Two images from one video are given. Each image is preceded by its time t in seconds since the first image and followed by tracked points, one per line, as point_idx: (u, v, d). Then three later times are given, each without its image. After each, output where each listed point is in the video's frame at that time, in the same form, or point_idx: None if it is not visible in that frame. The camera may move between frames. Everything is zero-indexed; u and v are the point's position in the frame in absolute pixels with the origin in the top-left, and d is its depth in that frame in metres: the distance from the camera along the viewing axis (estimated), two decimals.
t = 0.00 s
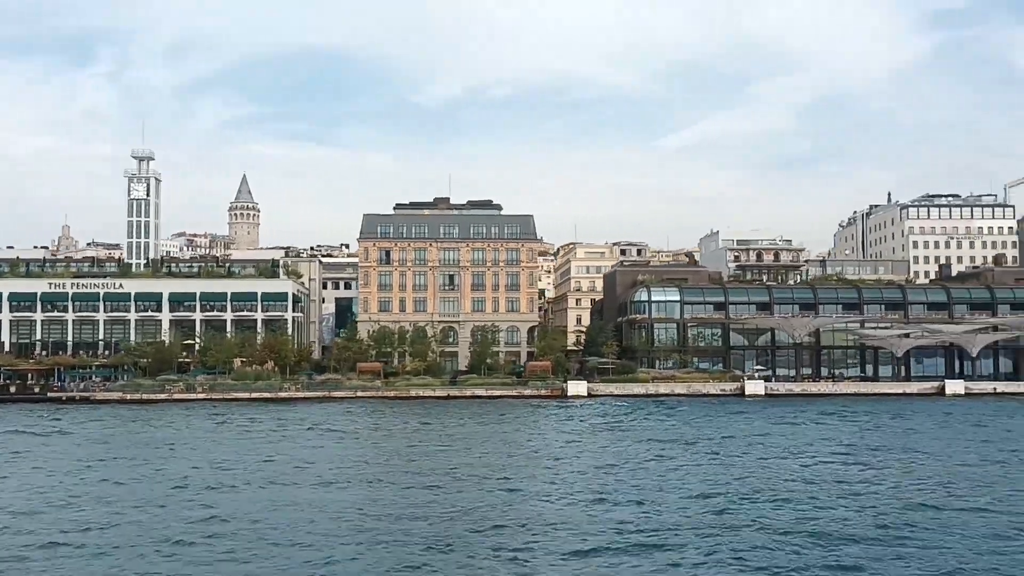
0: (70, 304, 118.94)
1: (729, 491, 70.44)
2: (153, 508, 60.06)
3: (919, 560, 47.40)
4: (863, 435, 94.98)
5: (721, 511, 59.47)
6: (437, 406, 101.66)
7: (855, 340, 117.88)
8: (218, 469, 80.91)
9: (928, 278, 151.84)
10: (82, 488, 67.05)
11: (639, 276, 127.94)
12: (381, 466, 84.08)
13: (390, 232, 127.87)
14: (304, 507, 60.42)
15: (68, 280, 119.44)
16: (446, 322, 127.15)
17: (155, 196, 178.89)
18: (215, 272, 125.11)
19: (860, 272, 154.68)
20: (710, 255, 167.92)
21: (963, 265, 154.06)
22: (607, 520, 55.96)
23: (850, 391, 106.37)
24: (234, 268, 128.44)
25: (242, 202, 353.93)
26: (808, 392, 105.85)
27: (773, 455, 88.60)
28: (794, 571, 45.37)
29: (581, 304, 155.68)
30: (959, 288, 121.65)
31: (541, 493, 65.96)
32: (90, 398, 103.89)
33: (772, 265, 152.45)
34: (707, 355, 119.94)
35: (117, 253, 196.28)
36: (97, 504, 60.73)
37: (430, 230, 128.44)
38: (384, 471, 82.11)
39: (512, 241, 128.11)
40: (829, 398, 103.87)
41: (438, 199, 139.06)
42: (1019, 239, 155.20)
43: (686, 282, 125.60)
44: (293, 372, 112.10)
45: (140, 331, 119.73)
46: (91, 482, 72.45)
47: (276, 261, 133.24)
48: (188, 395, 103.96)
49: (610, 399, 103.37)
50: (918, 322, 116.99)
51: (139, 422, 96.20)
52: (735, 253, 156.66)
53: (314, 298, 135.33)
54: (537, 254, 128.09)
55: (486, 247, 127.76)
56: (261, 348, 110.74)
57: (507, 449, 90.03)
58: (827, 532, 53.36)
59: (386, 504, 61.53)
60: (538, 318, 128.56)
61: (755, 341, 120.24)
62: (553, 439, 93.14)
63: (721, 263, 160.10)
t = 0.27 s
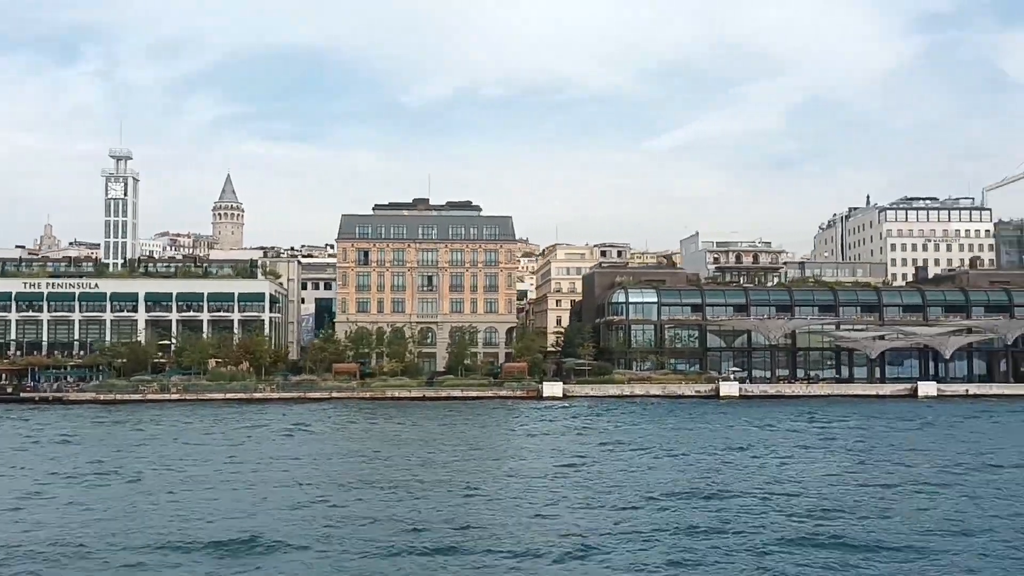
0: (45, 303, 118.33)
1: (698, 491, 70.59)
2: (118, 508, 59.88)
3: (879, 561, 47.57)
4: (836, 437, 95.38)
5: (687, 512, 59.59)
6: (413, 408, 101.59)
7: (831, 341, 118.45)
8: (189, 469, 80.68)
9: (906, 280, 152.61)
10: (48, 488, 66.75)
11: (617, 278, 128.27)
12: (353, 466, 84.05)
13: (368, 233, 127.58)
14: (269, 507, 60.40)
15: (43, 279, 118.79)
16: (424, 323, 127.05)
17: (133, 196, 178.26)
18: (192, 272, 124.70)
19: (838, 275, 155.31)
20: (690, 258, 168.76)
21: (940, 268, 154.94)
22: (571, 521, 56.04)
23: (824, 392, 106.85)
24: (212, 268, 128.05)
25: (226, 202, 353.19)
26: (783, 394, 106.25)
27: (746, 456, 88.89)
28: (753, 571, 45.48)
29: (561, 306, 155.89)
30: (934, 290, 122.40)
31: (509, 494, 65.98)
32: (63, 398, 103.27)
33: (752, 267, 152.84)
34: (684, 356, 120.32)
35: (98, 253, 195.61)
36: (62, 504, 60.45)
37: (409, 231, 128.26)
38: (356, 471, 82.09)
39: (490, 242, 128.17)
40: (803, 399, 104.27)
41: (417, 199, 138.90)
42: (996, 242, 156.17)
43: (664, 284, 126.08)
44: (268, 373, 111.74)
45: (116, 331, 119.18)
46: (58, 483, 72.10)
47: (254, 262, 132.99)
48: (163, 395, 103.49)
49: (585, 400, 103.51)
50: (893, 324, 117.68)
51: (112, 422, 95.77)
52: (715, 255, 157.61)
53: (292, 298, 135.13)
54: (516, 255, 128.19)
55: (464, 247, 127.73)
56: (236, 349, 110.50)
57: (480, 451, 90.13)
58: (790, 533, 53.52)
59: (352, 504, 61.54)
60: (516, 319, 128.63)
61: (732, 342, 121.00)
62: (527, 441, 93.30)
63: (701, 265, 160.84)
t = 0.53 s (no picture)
0: (29, 302, 118.07)
1: (676, 490, 70.54)
2: (91, 506, 59.76)
3: (848, 560, 47.50)
4: (818, 436, 95.44)
5: (662, 511, 59.50)
6: (395, 406, 101.48)
7: (815, 341, 118.62)
8: (168, 468, 80.57)
9: (892, 279, 152.83)
10: (23, 487, 66.62)
11: (603, 276, 128.31)
12: (333, 465, 83.98)
13: (354, 232, 127.18)
14: (242, 506, 60.30)
15: (27, 278, 118.53)
16: (410, 322, 126.90)
17: (120, 194, 177.93)
18: (177, 271, 124.53)
19: (825, 274, 155.43)
20: (678, 256, 168.94)
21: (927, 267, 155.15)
22: (545, 520, 55.96)
23: (807, 391, 106.98)
24: (197, 266, 127.89)
25: (218, 200, 352.82)
26: (766, 393, 106.31)
27: (728, 455, 88.88)
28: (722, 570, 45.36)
29: (549, 304, 155.91)
30: (918, 289, 122.57)
31: (486, 493, 65.87)
32: (45, 396, 103.08)
33: (739, 266, 152.81)
34: (669, 355, 120.40)
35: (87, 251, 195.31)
36: (34, 503, 60.31)
37: (395, 229, 128.02)
38: (335, 470, 82.02)
39: (476, 241, 128.11)
40: (786, 398, 104.36)
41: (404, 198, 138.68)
42: (983, 242, 156.38)
43: (649, 283, 126.15)
44: (251, 372, 111.49)
45: (100, 330, 118.95)
46: (33, 482, 71.92)
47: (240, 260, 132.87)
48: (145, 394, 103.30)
49: (568, 399, 103.50)
50: (878, 323, 117.87)
51: (93, 421, 95.59)
52: (702, 254, 157.85)
53: (278, 297, 135.04)
54: (502, 254, 128.17)
55: (450, 246, 127.64)
56: (219, 348, 110.34)
57: (461, 450, 90.11)
58: (763, 533, 53.43)
59: (326, 503, 61.46)
60: (502, 318, 128.57)
61: (717, 341, 121.20)
62: (509, 440, 93.27)
63: (689, 264, 161.00)
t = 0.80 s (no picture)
0: (6, 297, 117.51)
1: (647, 487, 70.60)
2: (55, 501, 59.48)
3: (809, 557, 47.50)
4: (793, 434, 95.67)
5: (629, 508, 59.53)
6: (372, 404, 101.29)
7: (794, 339, 118.95)
8: (139, 463, 80.28)
9: (873, 278, 153.33)
10: None
11: (583, 274, 128.42)
12: (306, 462, 83.80)
13: (334, 228, 126.90)
14: (208, 501, 60.11)
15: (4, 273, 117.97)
16: (389, 319, 126.64)
17: (99, 189, 177.26)
18: (155, 266, 124.11)
19: (806, 272, 155.83)
20: (661, 254, 169.19)
21: (907, 266, 155.73)
22: (511, 517, 55.83)
23: (784, 389, 107.24)
24: (176, 262, 127.50)
25: (204, 195, 351.89)
26: (743, 391, 106.58)
27: (702, 453, 89.03)
28: (683, 566, 45.32)
29: (531, 302, 155.95)
30: (896, 287, 122.98)
31: (456, 490, 65.79)
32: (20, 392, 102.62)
33: (721, 263, 153.11)
34: (648, 352, 120.57)
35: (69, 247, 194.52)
36: None
37: (375, 226, 127.77)
38: (308, 467, 81.82)
39: (457, 238, 128.02)
40: (762, 396, 104.56)
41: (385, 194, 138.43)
42: (963, 241, 156.94)
43: (630, 280, 126.31)
44: (228, 368, 111.16)
45: (77, 325, 118.47)
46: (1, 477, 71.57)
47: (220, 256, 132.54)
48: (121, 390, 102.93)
49: (545, 397, 103.51)
50: (856, 321, 118.21)
51: (67, 416, 95.20)
52: (684, 252, 158.21)
53: (258, 293, 134.75)
54: (482, 251, 128.12)
55: (431, 243, 127.53)
56: (196, 344, 110.01)
57: (435, 447, 90.03)
58: (728, 530, 53.42)
59: (293, 499, 61.30)
60: (482, 315, 128.47)
61: (696, 339, 121.43)
62: (484, 437, 93.24)
63: (671, 262, 161.25)
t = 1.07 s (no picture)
0: None
1: (620, 486, 70.70)
2: (24, 501, 59.22)
3: (774, 554, 47.55)
4: (771, 434, 95.90)
5: (599, 507, 59.60)
6: (351, 404, 101.10)
7: (775, 339, 119.16)
8: (114, 463, 80.03)
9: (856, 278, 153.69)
10: None
11: (566, 274, 128.49)
12: (282, 462, 83.61)
13: (316, 228, 126.54)
14: (178, 500, 59.92)
15: None
16: (371, 319, 126.40)
17: (80, 188, 176.78)
18: (136, 266, 123.78)
19: (790, 273, 156.12)
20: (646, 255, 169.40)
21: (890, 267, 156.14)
22: (479, 516, 55.83)
23: (763, 390, 107.40)
24: (157, 262, 127.20)
25: (192, 195, 351.15)
26: (722, 391, 106.80)
27: (679, 453, 89.18)
28: (646, 562, 45.35)
29: (515, 302, 155.98)
30: (877, 288, 123.30)
31: (428, 489, 65.78)
32: None
33: (704, 264, 153.27)
34: (629, 353, 120.70)
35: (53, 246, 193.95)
36: None
37: (357, 226, 127.49)
38: (283, 466, 81.64)
39: (439, 238, 127.88)
40: (741, 396, 104.67)
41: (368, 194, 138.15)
42: (946, 241, 157.32)
43: (612, 281, 126.39)
44: (207, 368, 110.90)
45: (57, 325, 118.07)
46: None
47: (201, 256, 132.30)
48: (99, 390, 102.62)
49: (524, 397, 103.47)
50: (837, 322, 118.46)
51: (43, 416, 94.87)
52: (668, 252, 158.57)
53: (240, 293, 134.54)
54: (465, 251, 128.03)
55: (413, 243, 127.36)
56: (175, 343, 109.75)
57: (413, 447, 89.92)
58: (696, 527, 53.44)
59: (263, 498, 61.13)
60: (464, 316, 128.38)
61: (677, 339, 121.57)
62: (462, 437, 93.19)
63: (656, 263, 161.49)
